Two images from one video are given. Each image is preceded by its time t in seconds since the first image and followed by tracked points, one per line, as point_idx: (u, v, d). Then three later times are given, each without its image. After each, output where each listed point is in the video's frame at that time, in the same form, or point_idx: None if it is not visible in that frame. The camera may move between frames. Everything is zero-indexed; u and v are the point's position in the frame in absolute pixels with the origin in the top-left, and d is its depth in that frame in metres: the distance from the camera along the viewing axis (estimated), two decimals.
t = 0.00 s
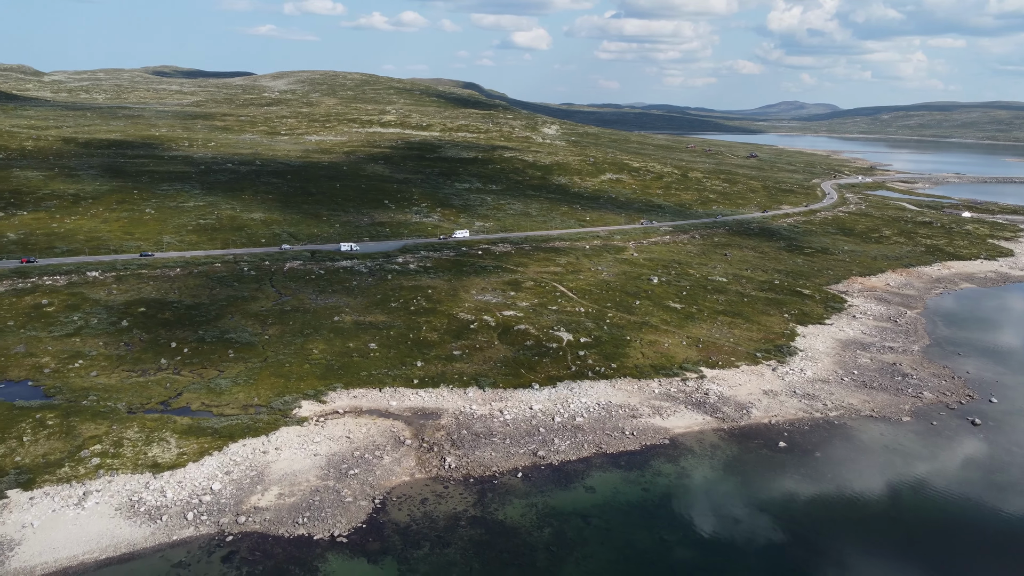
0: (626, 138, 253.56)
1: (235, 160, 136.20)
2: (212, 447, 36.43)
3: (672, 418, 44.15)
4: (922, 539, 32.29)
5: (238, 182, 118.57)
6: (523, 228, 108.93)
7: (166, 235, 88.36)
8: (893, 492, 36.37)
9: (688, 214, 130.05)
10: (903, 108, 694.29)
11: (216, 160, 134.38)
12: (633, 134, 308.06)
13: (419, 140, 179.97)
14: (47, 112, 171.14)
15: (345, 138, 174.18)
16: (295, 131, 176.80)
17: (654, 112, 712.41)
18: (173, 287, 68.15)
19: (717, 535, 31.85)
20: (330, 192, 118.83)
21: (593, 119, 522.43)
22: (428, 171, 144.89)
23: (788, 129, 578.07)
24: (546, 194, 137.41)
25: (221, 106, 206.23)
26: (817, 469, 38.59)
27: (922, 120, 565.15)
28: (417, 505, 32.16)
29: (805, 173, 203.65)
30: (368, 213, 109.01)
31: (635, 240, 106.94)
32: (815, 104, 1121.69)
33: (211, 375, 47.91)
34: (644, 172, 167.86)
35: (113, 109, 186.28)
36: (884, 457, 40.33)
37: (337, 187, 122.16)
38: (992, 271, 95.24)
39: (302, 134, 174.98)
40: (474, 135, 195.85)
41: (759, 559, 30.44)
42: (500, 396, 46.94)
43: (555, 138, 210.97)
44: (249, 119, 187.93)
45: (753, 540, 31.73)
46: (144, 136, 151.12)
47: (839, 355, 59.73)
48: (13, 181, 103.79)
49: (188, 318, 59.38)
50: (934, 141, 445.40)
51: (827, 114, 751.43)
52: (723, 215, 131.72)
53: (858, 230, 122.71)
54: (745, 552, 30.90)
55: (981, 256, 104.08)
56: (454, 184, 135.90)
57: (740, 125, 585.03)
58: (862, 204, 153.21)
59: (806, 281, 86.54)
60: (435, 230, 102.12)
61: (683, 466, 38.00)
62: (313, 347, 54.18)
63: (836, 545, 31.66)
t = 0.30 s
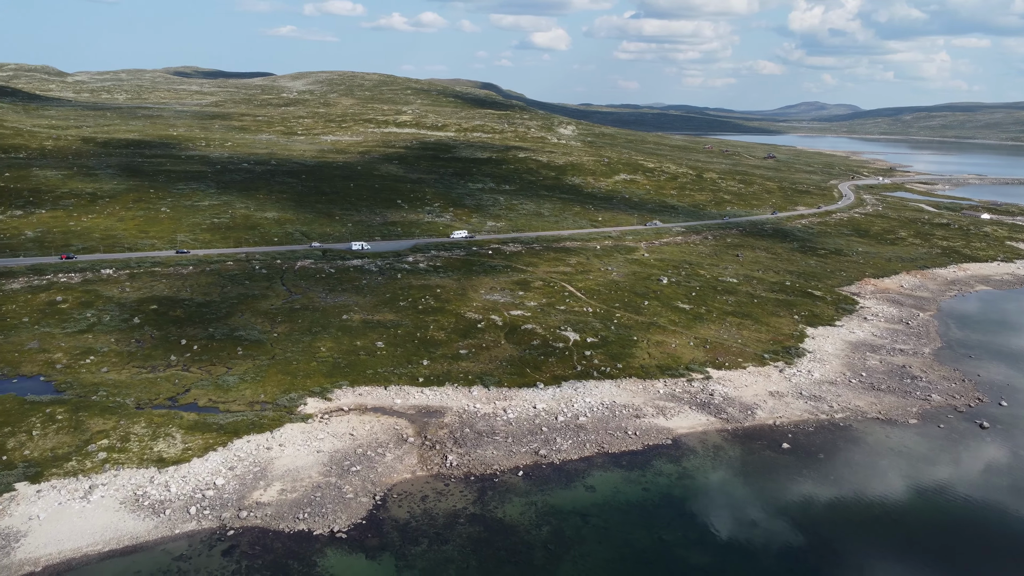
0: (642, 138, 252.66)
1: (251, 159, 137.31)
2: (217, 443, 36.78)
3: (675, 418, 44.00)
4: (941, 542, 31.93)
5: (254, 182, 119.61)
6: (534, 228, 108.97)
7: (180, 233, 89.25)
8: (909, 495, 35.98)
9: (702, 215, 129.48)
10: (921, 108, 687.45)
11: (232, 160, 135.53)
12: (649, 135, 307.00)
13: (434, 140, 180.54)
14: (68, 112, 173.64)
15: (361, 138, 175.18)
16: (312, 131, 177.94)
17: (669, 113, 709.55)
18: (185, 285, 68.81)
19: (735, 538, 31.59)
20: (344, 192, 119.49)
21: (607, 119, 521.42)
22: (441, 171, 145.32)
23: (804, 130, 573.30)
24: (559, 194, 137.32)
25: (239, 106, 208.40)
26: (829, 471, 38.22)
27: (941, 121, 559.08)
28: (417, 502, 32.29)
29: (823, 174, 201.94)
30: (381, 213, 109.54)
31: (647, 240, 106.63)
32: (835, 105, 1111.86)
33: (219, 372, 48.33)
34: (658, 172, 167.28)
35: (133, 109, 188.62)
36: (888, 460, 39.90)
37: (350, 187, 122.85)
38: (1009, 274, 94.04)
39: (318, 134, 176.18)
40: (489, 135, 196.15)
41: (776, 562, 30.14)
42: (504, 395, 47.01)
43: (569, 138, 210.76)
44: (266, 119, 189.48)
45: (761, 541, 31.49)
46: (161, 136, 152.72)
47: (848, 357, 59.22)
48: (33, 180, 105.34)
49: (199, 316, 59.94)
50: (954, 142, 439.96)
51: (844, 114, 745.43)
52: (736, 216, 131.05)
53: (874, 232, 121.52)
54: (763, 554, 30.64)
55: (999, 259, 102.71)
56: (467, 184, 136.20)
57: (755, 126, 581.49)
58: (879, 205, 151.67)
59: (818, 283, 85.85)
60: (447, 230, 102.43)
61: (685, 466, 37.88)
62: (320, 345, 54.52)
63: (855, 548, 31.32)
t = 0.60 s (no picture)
0: (659, 139, 251.86)
1: (267, 159, 138.39)
2: (222, 439, 37.14)
3: (680, 419, 43.84)
4: (958, 545, 31.71)
5: (269, 181, 120.62)
6: (547, 228, 108.97)
7: (195, 232, 90.14)
8: (923, 498, 35.68)
9: (716, 216, 128.87)
10: (940, 108, 679.21)
11: (249, 159, 136.68)
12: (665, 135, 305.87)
13: (449, 140, 181.05)
14: (89, 112, 176.08)
15: (377, 139, 176.13)
16: (328, 131, 179.13)
17: (686, 112, 707.40)
18: (197, 283, 69.49)
19: (752, 541, 31.42)
20: (358, 191, 120.13)
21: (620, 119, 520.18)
22: (455, 171, 145.67)
23: (820, 131, 568.19)
24: (573, 194, 137.13)
25: (260, 107, 210.08)
26: (837, 474, 37.90)
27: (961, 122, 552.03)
28: (418, 499, 32.43)
29: (841, 175, 200.10)
30: (394, 213, 110.00)
31: (659, 241, 106.21)
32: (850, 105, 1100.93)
33: (228, 369, 48.76)
34: (673, 173, 166.62)
35: (152, 109, 191.05)
36: (894, 463, 39.54)
37: (364, 187, 123.49)
38: None
39: (333, 134, 177.36)
40: (504, 136, 196.40)
41: (790, 566, 29.93)
42: (509, 394, 47.06)
43: (585, 139, 210.64)
44: (283, 119, 191.08)
45: (770, 544, 31.33)
46: (180, 136, 154.27)
47: (857, 359, 58.66)
48: (53, 178, 106.90)
49: (210, 313, 60.50)
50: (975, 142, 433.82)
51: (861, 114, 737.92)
52: (751, 217, 130.31)
53: (890, 233, 120.22)
54: (781, 558, 30.46)
55: (1018, 261, 101.17)
56: (481, 184, 136.42)
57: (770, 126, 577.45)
58: (897, 207, 149.96)
59: (831, 285, 85.06)
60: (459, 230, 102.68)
61: (687, 466, 37.73)
62: (329, 343, 54.86)
63: (875, 552, 31.12)
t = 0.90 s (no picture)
0: (678, 139, 251.05)
1: (283, 159, 139.44)
2: (228, 435, 37.49)
3: (684, 419, 43.69)
4: (967, 550, 31.37)
5: (284, 181, 121.55)
6: (559, 229, 108.89)
7: (209, 231, 91.00)
8: (934, 500, 35.38)
9: (730, 217, 128.17)
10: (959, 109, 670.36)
11: (265, 159, 137.69)
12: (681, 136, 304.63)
13: (464, 140, 181.47)
14: (110, 112, 178.48)
15: (393, 139, 176.98)
16: (344, 131, 180.22)
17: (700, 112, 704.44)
18: (210, 281, 70.17)
19: (770, 544, 31.16)
20: (372, 191, 120.71)
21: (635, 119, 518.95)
22: (469, 172, 145.93)
23: (837, 131, 563.15)
24: (586, 195, 136.88)
25: (278, 107, 212.28)
26: (841, 476, 37.63)
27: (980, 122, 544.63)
28: (419, 497, 32.60)
29: (860, 176, 198.03)
30: (407, 212, 110.41)
31: (671, 241, 105.80)
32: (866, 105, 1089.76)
33: (236, 366, 49.21)
34: (688, 174, 165.87)
35: (172, 109, 193.46)
36: (899, 465, 39.21)
37: (378, 187, 124.06)
38: None
39: (349, 134, 178.42)
40: (520, 136, 196.49)
41: (810, 569, 29.67)
42: (514, 393, 47.11)
43: (600, 139, 210.35)
44: (300, 119, 192.64)
45: (773, 544, 31.19)
46: (198, 136, 155.81)
47: (866, 361, 58.12)
48: (72, 178, 108.36)
49: (220, 311, 61.07)
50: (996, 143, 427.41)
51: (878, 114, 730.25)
52: (766, 218, 129.49)
53: (907, 235, 118.85)
54: (801, 562, 30.19)
55: None
56: (495, 185, 136.59)
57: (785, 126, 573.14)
58: (916, 208, 148.15)
59: (844, 286, 84.29)
60: (470, 229, 102.86)
61: (689, 466, 37.62)
62: (337, 341, 55.20)
63: (895, 556, 30.74)
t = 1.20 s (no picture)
0: (698, 140, 249.73)
1: (299, 159, 140.47)
2: (234, 431, 37.88)
3: (688, 419, 43.54)
4: (971, 552, 31.07)
5: (299, 180, 122.44)
6: (572, 229, 108.85)
7: (224, 230, 91.92)
8: (947, 504, 34.90)
9: (744, 218, 127.41)
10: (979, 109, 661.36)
11: (281, 159, 138.76)
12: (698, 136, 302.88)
13: (479, 141, 181.86)
14: (130, 112, 181.04)
15: (409, 139, 177.83)
16: (361, 132, 181.43)
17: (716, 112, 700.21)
18: (222, 280, 70.87)
19: (790, 549, 30.75)
20: (386, 191, 121.27)
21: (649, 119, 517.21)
22: (484, 172, 146.17)
23: (855, 132, 556.87)
24: (600, 195, 136.62)
25: (296, 107, 214.28)
26: (844, 478, 37.35)
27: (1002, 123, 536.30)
28: (420, 493, 32.77)
29: (880, 177, 195.84)
30: (420, 212, 110.84)
31: (684, 242, 105.34)
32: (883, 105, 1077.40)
33: (245, 363, 49.68)
34: (703, 174, 165.04)
35: (191, 109, 195.81)
36: (903, 467, 38.87)
37: (392, 187, 124.63)
38: None
39: (365, 134, 179.51)
40: (536, 137, 196.61)
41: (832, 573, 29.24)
42: (519, 392, 47.20)
43: (618, 139, 209.92)
44: (317, 119, 194.16)
45: (775, 544, 31.00)
46: (216, 136, 157.38)
47: (876, 363, 57.55)
48: (91, 177, 109.86)
49: (232, 309, 61.68)
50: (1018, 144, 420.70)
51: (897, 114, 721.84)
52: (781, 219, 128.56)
53: (924, 236, 117.38)
54: (822, 566, 29.74)
55: None
56: (509, 185, 136.72)
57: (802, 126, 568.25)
58: (934, 210, 146.21)
59: (857, 288, 83.48)
60: (482, 229, 103.05)
61: (691, 466, 37.48)
62: (345, 339, 55.57)
63: (898, 558, 30.45)
